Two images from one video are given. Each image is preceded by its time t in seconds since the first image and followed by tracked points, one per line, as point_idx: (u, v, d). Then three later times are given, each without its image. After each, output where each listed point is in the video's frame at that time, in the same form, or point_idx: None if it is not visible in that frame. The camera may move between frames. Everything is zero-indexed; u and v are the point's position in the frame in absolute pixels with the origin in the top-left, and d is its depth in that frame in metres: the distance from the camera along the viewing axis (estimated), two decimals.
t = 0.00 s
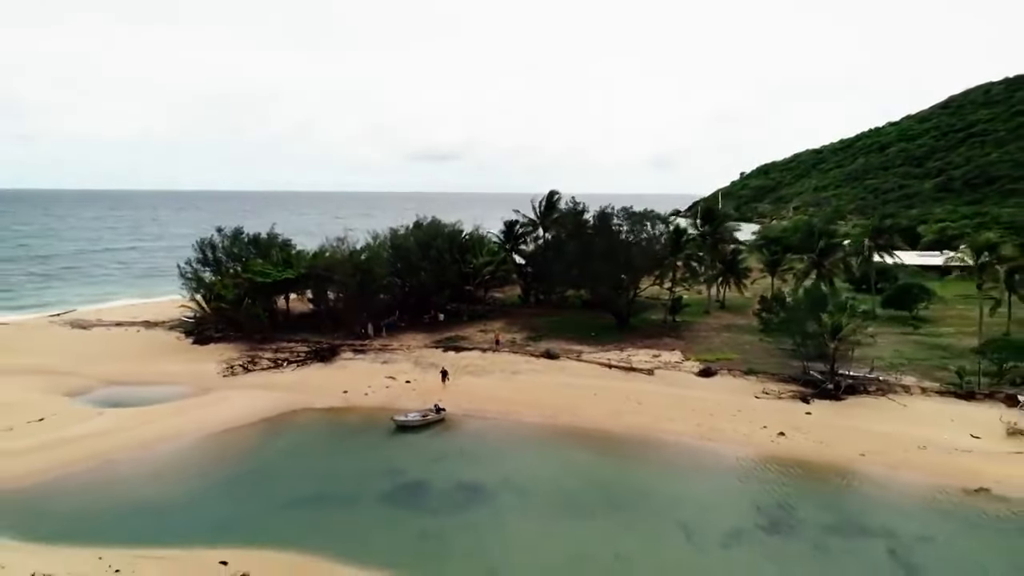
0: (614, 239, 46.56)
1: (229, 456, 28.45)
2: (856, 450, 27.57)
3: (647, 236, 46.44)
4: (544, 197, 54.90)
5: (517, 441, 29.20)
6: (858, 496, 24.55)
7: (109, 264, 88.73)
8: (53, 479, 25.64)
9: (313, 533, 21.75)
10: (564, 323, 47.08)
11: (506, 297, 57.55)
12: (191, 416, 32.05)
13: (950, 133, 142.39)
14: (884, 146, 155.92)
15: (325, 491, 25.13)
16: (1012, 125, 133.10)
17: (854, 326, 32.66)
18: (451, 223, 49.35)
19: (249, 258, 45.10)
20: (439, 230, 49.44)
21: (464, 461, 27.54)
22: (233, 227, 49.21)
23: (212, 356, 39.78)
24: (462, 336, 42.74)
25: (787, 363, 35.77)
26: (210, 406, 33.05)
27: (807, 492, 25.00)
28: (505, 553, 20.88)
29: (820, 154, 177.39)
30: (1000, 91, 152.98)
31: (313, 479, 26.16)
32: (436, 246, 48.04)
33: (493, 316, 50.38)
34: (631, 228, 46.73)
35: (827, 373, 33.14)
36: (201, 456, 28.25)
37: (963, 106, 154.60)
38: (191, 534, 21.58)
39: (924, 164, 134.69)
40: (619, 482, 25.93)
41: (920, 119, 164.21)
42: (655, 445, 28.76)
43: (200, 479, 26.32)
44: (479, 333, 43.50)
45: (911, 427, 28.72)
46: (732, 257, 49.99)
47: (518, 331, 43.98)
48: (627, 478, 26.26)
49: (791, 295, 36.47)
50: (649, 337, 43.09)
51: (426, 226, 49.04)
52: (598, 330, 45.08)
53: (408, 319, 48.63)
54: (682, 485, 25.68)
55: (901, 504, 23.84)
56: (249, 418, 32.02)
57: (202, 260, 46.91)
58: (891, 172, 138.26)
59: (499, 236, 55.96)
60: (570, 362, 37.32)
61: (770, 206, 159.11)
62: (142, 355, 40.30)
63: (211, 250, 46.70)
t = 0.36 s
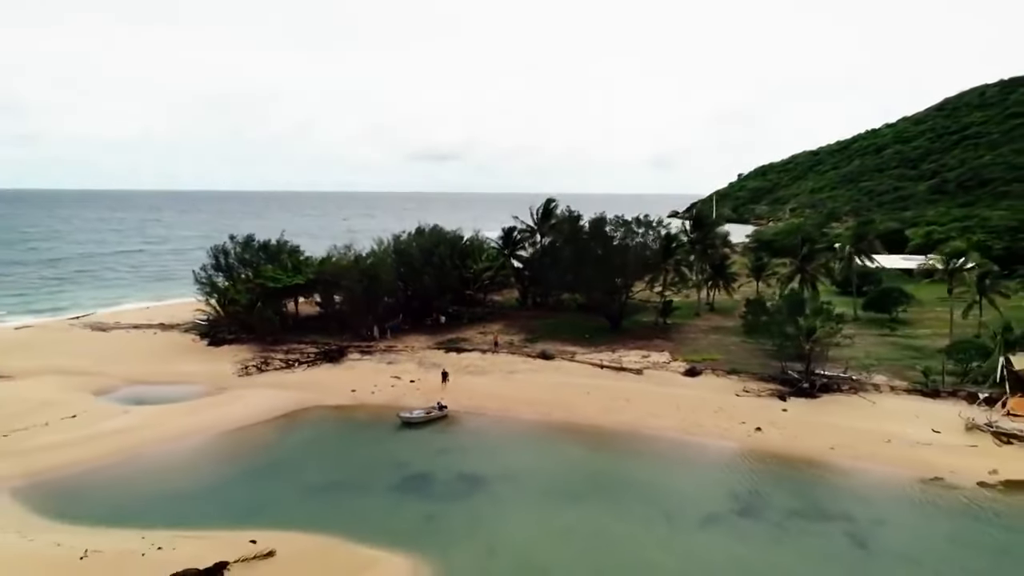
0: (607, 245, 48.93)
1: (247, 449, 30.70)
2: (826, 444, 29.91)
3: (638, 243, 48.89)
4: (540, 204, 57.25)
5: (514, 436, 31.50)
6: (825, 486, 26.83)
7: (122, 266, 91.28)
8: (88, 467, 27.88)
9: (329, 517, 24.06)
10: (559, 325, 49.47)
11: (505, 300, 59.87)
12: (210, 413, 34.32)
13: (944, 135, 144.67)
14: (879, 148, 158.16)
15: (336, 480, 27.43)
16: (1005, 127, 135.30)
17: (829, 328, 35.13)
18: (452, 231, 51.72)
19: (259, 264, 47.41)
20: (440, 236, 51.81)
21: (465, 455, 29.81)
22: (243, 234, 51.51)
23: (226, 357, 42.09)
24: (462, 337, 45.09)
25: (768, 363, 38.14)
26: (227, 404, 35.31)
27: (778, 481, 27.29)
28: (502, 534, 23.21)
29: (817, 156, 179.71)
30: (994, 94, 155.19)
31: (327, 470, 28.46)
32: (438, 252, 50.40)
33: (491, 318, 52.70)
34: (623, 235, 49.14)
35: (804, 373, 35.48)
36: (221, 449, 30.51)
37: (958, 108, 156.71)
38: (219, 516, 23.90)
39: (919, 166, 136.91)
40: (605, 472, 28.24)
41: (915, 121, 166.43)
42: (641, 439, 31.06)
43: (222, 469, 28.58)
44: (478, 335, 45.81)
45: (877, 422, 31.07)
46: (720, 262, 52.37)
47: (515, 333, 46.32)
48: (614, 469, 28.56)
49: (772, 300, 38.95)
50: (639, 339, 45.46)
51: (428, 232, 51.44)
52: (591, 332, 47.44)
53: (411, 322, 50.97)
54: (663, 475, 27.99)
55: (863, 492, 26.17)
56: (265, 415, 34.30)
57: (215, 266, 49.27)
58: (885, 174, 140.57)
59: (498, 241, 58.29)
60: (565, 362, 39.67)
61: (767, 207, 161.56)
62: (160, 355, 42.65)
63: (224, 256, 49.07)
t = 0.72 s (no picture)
0: (600, 250, 51.30)
1: (263, 444, 33.08)
2: (799, 439, 32.26)
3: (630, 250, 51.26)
4: (537, 211, 59.62)
5: (511, 432, 33.86)
6: (795, 477, 29.21)
7: (133, 269, 93.78)
8: (118, 460, 30.23)
9: (342, 505, 26.43)
10: (555, 328, 51.82)
11: (504, 303, 62.24)
12: (226, 411, 36.69)
13: (938, 138, 146.91)
14: (875, 150, 160.44)
15: (347, 472, 29.80)
16: (997, 130, 137.54)
17: (805, 331, 37.51)
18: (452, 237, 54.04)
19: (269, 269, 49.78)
20: (440, 242, 54.17)
21: (466, 449, 32.18)
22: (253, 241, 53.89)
23: (239, 358, 44.49)
24: (462, 339, 47.44)
25: (750, 364, 40.54)
26: (243, 403, 37.69)
27: (754, 473, 29.64)
28: (500, 521, 25.54)
29: (814, 157, 182.05)
30: (988, 96, 157.40)
31: (338, 463, 30.81)
32: (439, 257, 52.76)
33: (491, 321, 55.07)
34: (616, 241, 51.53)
35: (782, 373, 37.85)
36: (239, 444, 32.87)
37: (952, 110, 158.97)
38: (242, 503, 26.24)
39: (913, 168, 139.13)
40: (595, 465, 30.60)
41: (910, 122, 168.70)
42: (629, 435, 33.43)
43: (241, 461, 30.92)
44: (478, 337, 48.16)
45: (849, 420, 33.41)
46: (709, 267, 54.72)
47: (513, 335, 48.67)
48: (603, 462, 30.91)
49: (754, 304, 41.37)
50: (630, 341, 47.84)
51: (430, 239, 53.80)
52: (585, 334, 49.84)
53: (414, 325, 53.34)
54: (648, 467, 30.35)
55: (831, 483, 28.50)
56: (278, 413, 36.67)
57: (226, 271, 51.69)
58: (880, 176, 142.86)
59: (496, 247, 60.68)
60: (559, 363, 42.04)
61: (763, 210, 163.87)
62: (176, 357, 45.02)
63: (235, 261, 51.47)
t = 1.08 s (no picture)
0: (594, 256, 53.66)
1: (278, 440, 35.48)
2: (776, 436, 34.63)
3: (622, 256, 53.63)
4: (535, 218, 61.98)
5: (509, 430, 36.23)
6: (772, 470, 31.59)
7: (141, 272, 95.98)
8: (144, 455, 32.60)
9: (353, 495, 28.80)
10: (551, 330, 54.17)
11: (503, 306, 64.59)
12: (242, 410, 39.06)
13: (933, 140, 149.11)
14: (870, 153, 162.70)
15: (357, 466, 32.17)
16: (990, 132, 139.79)
17: (785, 335, 39.87)
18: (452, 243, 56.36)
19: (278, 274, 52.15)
20: (442, 248, 56.50)
21: (467, 446, 34.54)
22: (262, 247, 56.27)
23: (251, 360, 46.86)
24: (462, 342, 49.80)
25: (734, 365, 42.93)
26: (257, 402, 40.06)
27: (733, 466, 32.03)
28: (499, 510, 27.92)
29: (810, 159, 184.31)
30: (982, 98, 159.56)
31: (348, 458, 33.19)
32: (440, 263, 55.10)
33: (490, 324, 57.45)
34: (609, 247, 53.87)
35: (764, 374, 40.24)
36: (255, 441, 35.25)
37: (947, 113, 161.23)
38: (262, 494, 28.60)
39: (907, 171, 141.37)
40: (587, 459, 32.99)
41: (906, 125, 170.95)
42: (618, 433, 35.79)
43: (258, 456, 33.30)
44: (477, 340, 50.52)
45: (824, 417, 35.79)
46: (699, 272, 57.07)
47: (510, 338, 51.04)
48: (594, 457, 33.28)
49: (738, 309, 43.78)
50: (622, 343, 50.22)
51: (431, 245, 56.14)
52: (580, 337, 52.22)
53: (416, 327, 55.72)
54: (636, 461, 32.72)
55: (804, 476, 30.90)
56: (290, 411, 39.05)
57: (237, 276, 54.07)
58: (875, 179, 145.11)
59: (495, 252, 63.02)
60: (554, 364, 44.41)
61: (760, 212, 166.03)
62: (192, 358, 47.41)
63: (245, 266, 53.83)
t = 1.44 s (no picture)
0: (588, 261, 56.01)
1: (291, 437, 37.89)
2: (757, 433, 37.02)
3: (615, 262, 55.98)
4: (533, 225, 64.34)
5: (506, 428, 38.62)
6: (751, 465, 33.98)
7: (149, 276, 98.19)
8: (168, 451, 35.00)
9: (363, 487, 31.19)
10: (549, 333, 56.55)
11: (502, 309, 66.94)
12: (256, 409, 41.45)
13: (927, 143, 151.22)
14: (866, 154, 164.90)
15: (365, 461, 34.56)
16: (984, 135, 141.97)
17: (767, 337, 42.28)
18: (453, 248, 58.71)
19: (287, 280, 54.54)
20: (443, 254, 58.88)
21: (467, 442, 36.92)
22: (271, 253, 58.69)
23: (261, 362, 49.24)
24: (462, 345, 52.18)
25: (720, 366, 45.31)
26: (269, 402, 42.45)
27: (716, 461, 34.42)
28: (498, 500, 30.30)
29: (808, 161, 186.46)
30: (977, 100, 161.68)
31: (357, 454, 35.57)
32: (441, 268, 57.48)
33: (489, 327, 59.84)
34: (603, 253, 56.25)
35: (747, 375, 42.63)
36: (270, 438, 37.63)
37: (942, 115, 163.36)
38: (279, 487, 31.00)
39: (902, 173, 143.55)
40: (579, 455, 35.38)
41: (902, 127, 173.10)
42: (609, 430, 38.17)
43: (273, 452, 35.70)
44: (477, 342, 52.91)
45: (802, 416, 38.18)
46: (689, 276, 59.44)
47: (508, 340, 53.42)
48: (586, 452, 35.67)
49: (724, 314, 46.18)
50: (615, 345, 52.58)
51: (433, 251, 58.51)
52: (575, 339, 54.60)
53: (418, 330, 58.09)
54: (625, 456, 35.11)
55: (781, 469, 33.30)
56: (301, 410, 41.44)
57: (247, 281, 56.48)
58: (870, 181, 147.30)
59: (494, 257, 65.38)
60: (550, 366, 46.80)
61: (757, 214, 168.15)
62: (205, 359, 49.81)
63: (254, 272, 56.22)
